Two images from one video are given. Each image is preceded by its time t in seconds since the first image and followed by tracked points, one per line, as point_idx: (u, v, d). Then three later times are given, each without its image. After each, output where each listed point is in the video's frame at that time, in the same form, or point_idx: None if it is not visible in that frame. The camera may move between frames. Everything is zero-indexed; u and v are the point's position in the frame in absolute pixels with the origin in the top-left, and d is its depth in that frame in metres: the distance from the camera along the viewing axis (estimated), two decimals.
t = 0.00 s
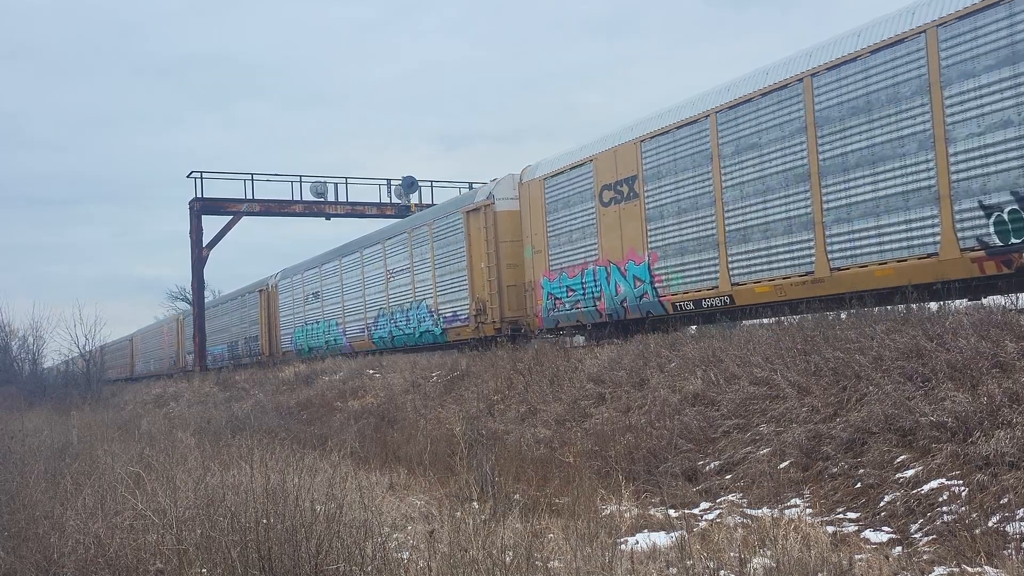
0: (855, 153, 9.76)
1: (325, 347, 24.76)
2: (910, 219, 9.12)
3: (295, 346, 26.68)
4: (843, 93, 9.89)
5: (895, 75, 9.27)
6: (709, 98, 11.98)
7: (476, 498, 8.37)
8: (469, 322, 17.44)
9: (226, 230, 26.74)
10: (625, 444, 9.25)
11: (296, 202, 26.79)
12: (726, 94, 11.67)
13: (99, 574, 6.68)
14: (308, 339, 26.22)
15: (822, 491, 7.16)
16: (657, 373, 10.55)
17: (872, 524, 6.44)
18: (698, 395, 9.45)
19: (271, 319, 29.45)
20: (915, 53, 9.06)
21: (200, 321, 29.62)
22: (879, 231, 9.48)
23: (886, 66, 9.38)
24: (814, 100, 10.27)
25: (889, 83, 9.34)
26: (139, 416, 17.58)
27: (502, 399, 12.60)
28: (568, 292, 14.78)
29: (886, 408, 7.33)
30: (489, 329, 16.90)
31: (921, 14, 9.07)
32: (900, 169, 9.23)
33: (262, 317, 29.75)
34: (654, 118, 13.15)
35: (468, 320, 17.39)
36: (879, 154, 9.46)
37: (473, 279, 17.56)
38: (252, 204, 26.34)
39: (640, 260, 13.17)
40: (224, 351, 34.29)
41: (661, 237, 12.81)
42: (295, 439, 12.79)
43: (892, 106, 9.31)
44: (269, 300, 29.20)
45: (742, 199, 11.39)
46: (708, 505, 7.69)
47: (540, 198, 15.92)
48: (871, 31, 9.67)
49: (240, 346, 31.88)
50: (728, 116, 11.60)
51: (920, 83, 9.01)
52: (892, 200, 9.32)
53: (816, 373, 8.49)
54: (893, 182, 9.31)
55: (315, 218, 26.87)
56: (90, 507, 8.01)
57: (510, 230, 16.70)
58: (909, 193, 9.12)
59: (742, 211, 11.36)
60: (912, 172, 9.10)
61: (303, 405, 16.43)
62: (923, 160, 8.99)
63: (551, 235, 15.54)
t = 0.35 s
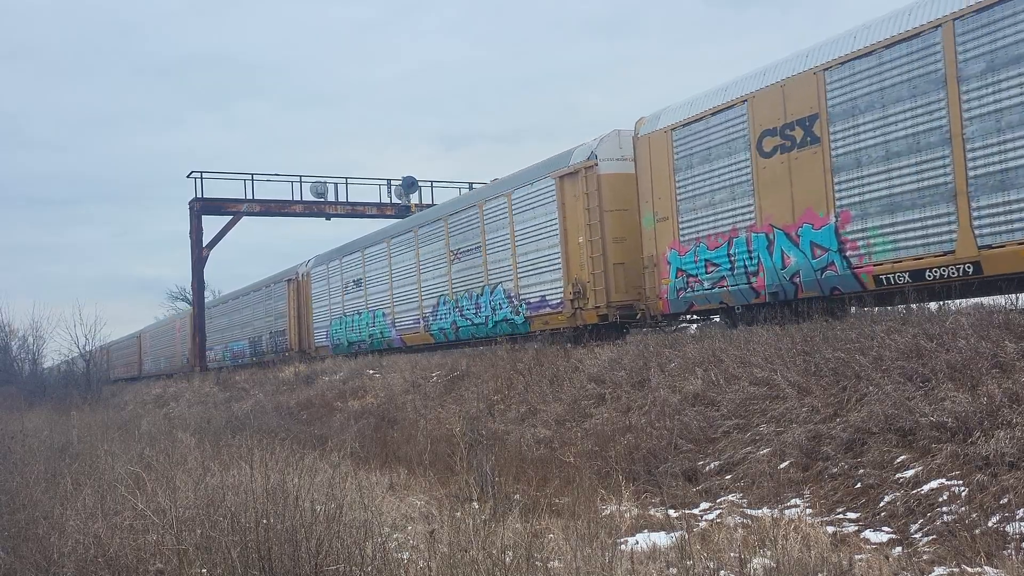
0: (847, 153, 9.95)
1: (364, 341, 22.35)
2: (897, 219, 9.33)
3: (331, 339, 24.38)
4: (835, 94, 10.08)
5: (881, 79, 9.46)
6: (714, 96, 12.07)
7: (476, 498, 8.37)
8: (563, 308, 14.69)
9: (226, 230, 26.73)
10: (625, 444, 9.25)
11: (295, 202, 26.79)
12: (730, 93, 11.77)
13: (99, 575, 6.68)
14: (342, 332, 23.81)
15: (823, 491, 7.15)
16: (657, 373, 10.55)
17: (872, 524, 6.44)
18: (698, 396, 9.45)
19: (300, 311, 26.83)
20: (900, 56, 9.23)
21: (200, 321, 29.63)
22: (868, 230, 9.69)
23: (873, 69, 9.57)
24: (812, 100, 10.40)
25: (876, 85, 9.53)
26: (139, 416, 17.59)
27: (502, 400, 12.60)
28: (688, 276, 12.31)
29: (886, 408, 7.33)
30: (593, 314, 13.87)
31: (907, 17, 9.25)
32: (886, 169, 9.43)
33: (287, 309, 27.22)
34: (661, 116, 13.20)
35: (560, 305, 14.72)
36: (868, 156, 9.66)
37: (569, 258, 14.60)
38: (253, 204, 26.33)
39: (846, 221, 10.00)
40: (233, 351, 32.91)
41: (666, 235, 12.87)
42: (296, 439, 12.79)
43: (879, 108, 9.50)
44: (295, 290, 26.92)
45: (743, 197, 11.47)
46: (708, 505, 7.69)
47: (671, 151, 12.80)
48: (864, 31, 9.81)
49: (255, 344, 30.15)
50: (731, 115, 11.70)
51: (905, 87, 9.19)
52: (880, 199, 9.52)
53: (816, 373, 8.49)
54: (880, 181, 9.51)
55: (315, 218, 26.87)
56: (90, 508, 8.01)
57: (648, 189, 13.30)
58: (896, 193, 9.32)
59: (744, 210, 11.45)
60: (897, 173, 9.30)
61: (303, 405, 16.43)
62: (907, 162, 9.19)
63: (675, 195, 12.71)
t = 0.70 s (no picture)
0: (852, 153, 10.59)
1: (414, 331, 20.10)
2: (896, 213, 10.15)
3: (375, 335, 22.21)
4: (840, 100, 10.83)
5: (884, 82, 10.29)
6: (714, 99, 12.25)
7: (476, 497, 8.38)
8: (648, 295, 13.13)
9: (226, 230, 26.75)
10: (625, 444, 9.25)
11: (295, 202, 26.79)
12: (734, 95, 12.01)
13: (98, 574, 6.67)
14: (386, 323, 21.61)
15: (822, 490, 7.15)
16: (657, 372, 10.55)
17: (872, 524, 6.43)
18: (698, 395, 9.46)
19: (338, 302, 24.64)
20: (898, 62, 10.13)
21: (201, 321, 29.64)
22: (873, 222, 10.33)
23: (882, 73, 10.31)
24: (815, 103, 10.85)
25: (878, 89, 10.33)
26: (139, 416, 17.58)
27: (501, 399, 12.60)
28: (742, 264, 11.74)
29: (886, 407, 7.33)
30: (746, 292, 11.71)
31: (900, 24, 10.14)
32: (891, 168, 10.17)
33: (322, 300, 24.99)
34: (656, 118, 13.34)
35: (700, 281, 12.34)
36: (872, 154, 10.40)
37: (709, 224, 12.37)
38: (253, 204, 26.34)
39: (947, 198, 9.49)
40: (247, 352, 31.40)
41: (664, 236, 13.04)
42: (295, 439, 12.79)
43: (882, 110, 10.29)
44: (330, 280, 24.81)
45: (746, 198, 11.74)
46: (708, 504, 7.70)
47: (868, 87, 10.53)
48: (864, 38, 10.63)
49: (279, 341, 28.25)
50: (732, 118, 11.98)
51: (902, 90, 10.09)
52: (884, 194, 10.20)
53: (816, 373, 8.49)
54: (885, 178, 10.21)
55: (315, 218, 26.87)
56: (90, 507, 8.01)
57: (828, 136, 11.23)
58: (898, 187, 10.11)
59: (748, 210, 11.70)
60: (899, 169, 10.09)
61: (303, 405, 16.42)
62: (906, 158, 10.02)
63: (879, 139, 10.39)
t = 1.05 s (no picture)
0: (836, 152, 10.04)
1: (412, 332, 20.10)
2: (928, 216, 9.09)
3: (432, 325, 18.83)
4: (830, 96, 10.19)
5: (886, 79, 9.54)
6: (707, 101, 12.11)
7: (475, 498, 8.38)
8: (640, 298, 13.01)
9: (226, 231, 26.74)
10: (624, 444, 9.25)
11: (295, 202, 26.78)
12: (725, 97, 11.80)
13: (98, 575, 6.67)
14: (449, 314, 18.53)
15: (822, 491, 7.16)
16: (657, 373, 10.55)
17: (872, 524, 6.44)
18: (698, 396, 9.46)
19: (389, 287, 21.34)
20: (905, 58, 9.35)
21: (201, 321, 29.66)
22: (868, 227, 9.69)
23: (872, 70, 9.69)
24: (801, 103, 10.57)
25: (880, 87, 9.60)
26: (139, 416, 17.59)
27: (501, 399, 12.61)
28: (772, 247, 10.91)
29: (886, 408, 7.33)
30: (1004, 257, 8.55)
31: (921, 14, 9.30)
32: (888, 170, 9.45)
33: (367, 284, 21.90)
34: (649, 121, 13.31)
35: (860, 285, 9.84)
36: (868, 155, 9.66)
37: (941, 178, 8.99)
38: (253, 204, 26.32)
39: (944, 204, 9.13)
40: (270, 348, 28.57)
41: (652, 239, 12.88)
42: (295, 439, 12.80)
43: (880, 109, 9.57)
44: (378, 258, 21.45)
45: (732, 198, 11.52)
46: (708, 505, 7.70)
47: None
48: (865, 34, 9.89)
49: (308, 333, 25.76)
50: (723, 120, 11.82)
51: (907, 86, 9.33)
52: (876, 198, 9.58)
53: (816, 373, 8.50)
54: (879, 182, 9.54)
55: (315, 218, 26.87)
56: (90, 507, 8.00)
57: None
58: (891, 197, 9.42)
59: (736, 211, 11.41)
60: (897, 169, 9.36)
61: (303, 405, 16.43)
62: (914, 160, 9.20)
63: None
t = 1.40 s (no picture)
0: (835, 154, 10.13)
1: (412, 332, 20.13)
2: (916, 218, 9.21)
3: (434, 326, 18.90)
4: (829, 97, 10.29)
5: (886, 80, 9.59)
6: (706, 103, 12.21)
7: (475, 498, 8.39)
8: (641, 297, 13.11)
9: (226, 231, 26.76)
10: (625, 444, 9.26)
11: (296, 202, 26.79)
12: (724, 99, 11.91)
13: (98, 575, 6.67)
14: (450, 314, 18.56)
15: (823, 491, 7.15)
16: (657, 373, 10.55)
17: (872, 524, 6.44)
18: (699, 396, 9.46)
19: (451, 273, 19.01)
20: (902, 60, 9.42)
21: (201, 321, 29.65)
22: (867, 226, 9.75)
23: (872, 72, 9.77)
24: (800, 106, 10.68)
25: (879, 89, 9.67)
26: (139, 416, 17.60)
27: (501, 399, 12.61)
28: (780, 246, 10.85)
29: (886, 408, 7.34)
30: None
31: (920, 15, 9.32)
32: (886, 170, 9.51)
33: (422, 270, 19.42)
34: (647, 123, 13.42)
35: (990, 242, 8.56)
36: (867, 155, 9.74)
37: None
38: (253, 204, 26.34)
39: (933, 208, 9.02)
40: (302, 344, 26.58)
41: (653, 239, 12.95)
42: (295, 439, 12.80)
43: (879, 110, 9.65)
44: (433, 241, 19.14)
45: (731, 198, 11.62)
46: (708, 505, 7.70)
47: None
48: (865, 36, 9.95)
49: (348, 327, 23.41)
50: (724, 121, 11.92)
51: (906, 87, 9.39)
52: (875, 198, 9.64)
53: (816, 373, 8.50)
54: (878, 182, 9.60)
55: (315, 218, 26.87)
56: (90, 507, 8.01)
57: None
58: (890, 197, 9.47)
59: (735, 211, 11.53)
60: (895, 168, 9.41)
61: (303, 405, 16.44)
62: (911, 159, 9.24)
63: None
